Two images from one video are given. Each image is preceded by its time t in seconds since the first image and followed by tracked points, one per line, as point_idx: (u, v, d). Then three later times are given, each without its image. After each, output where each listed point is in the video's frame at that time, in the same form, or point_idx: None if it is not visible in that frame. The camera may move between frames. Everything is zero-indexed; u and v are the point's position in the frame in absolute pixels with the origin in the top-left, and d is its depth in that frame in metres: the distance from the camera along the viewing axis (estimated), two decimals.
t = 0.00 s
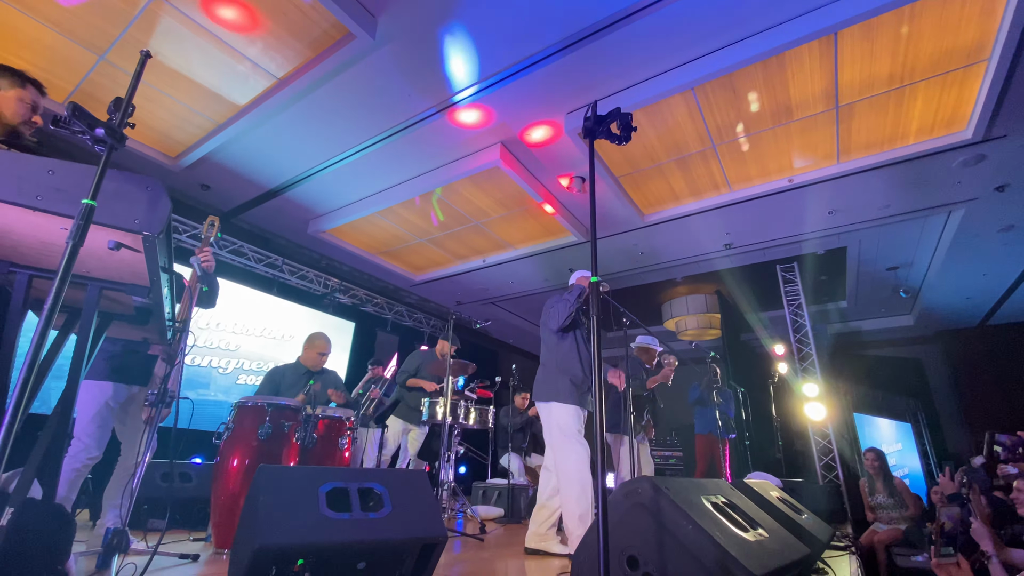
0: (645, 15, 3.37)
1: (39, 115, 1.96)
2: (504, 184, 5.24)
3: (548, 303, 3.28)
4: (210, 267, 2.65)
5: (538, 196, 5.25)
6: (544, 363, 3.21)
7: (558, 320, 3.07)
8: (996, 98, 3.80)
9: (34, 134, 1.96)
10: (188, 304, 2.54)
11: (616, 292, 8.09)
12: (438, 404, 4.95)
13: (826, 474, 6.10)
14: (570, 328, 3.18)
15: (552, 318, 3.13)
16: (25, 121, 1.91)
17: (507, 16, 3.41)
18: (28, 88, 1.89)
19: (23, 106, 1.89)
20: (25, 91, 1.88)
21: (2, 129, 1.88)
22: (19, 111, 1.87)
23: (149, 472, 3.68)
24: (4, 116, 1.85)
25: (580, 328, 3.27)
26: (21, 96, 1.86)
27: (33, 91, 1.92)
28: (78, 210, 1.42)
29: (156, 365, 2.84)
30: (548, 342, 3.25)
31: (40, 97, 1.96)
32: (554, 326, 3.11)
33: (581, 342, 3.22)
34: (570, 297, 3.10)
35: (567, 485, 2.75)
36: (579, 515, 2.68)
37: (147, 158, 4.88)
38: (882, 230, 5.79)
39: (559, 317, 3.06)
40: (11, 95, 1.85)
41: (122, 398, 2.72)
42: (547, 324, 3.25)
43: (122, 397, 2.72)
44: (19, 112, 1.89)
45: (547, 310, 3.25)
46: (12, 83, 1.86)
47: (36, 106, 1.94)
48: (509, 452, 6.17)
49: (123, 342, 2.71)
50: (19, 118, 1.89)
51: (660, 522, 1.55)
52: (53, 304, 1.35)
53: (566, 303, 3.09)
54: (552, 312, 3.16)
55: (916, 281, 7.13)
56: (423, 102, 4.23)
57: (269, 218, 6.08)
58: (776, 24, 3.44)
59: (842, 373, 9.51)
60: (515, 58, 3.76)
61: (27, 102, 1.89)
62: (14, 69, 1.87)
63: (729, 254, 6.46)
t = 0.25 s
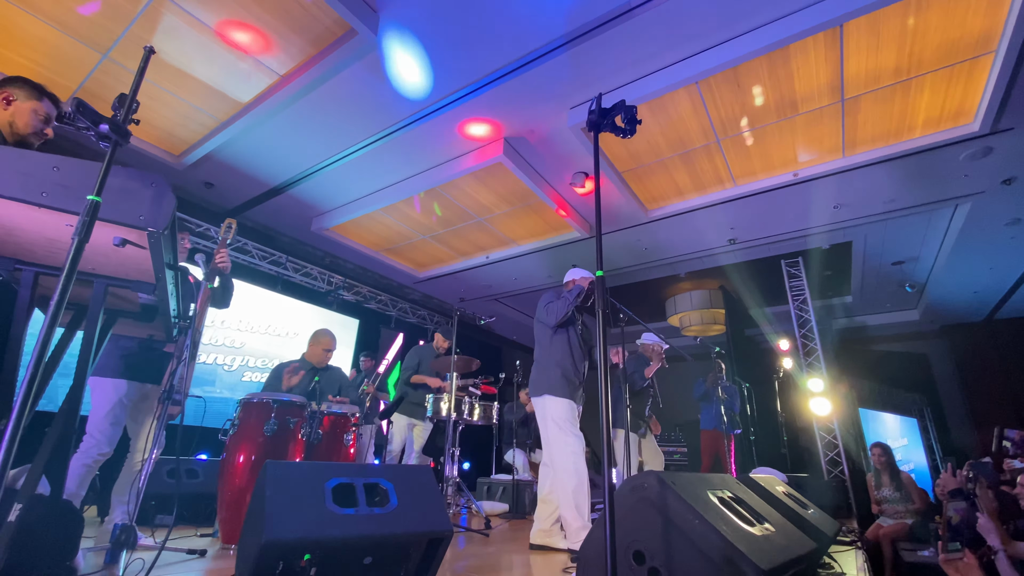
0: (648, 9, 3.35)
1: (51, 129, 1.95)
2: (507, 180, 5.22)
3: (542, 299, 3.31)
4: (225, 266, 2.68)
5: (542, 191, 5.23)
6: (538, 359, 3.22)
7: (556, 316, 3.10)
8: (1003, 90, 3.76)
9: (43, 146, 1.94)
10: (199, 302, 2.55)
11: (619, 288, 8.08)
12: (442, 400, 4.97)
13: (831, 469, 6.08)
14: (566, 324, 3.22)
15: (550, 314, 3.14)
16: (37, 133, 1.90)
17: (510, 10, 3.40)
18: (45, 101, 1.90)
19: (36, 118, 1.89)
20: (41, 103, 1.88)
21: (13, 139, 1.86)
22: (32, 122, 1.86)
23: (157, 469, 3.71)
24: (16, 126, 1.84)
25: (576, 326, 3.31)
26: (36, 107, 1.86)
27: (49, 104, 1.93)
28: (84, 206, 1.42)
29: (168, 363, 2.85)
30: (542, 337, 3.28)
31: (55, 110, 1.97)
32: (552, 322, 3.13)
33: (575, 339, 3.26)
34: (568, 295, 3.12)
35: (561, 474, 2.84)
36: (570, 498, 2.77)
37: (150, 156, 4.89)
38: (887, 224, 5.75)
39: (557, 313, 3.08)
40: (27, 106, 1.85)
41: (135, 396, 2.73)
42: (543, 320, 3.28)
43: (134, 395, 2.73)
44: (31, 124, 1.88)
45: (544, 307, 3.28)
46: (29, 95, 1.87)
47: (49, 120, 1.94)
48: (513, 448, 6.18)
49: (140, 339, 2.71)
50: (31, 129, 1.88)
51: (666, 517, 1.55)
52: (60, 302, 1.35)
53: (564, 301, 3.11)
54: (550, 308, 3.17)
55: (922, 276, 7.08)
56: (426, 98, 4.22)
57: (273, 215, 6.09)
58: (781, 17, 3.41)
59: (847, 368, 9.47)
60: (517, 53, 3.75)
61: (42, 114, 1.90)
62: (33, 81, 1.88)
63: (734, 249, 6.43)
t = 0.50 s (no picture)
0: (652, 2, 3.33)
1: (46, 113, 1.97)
2: (511, 176, 5.20)
3: (542, 296, 3.26)
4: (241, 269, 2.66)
5: (546, 187, 5.21)
6: (538, 356, 3.19)
7: (559, 314, 3.04)
8: (1012, 82, 3.72)
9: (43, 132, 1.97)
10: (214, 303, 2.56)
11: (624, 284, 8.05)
12: (448, 397, 4.99)
13: (837, 465, 6.05)
14: (567, 322, 3.19)
15: (553, 312, 3.09)
16: (36, 119, 1.92)
17: (512, 5, 3.38)
18: (38, 86, 1.90)
19: (32, 103, 1.90)
20: (35, 88, 1.89)
21: (14, 127, 1.89)
22: (30, 108, 1.89)
23: (165, 465, 3.74)
24: (16, 113, 1.87)
25: (576, 324, 3.29)
26: (32, 93, 1.88)
27: (42, 88, 1.93)
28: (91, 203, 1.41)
29: (180, 361, 2.87)
30: (542, 334, 3.26)
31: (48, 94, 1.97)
32: (555, 320, 3.08)
33: (575, 337, 3.24)
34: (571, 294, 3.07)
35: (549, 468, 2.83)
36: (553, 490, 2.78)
37: (155, 155, 4.90)
38: (894, 219, 5.70)
39: (560, 311, 3.03)
40: (22, 93, 1.86)
41: (149, 395, 2.74)
42: (544, 317, 3.24)
43: (148, 393, 2.73)
44: (28, 110, 1.90)
45: (545, 304, 3.23)
46: (22, 80, 1.87)
47: (44, 104, 1.95)
48: (519, 444, 6.19)
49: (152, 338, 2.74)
50: (28, 116, 1.90)
51: (675, 512, 1.54)
52: (68, 299, 1.35)
53: (566, 300, 3.05)
54: (552, 307, 3.11)
55: (929, 270, 7.02)
56: (429, 95, 4.21)
57: (277, 213, 6.09)
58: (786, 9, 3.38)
59: (853, 364, 9.42)
60: (520, 49, 3.74)
61: (37, 100, 1.91)
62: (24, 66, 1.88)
63: (740, 244, 6.39)
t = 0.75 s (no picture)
0: None
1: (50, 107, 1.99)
2: (515, 173, 5.18)
3: (542, 293, 3.22)
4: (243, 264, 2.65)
5: (549, 183, 5.20)
6: (539, 354, 3.17)
7: (562, 313, 3.04)
8: (1020, 74, 3.68)
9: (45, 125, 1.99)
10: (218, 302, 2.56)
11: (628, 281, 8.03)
12: (453, 394, 5.02)
13: (844, 462, 6.03)
14: (568, 320, 3.18)
15: (555, 311, 3.07)
16: (36, 113, 1.94)
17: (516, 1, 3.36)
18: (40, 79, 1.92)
19: (34, 97, 1.92)
20: (37, 83, 1.91)
21: (14, 121, 1.91)
22: (30, 103, 1.90)
23: (173, 463, 3.77)
24: (16, 107, 1.89)
25: (576, 321, 3.27)
26: (32, 88, 1.89)
27: (45, 82, 1.95)
28: (98, 200, 1.42)
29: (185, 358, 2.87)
30: (542, 331, 3.24)
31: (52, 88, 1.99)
32: (557, 318, 3.07)
33: (575, 334, 3.22)
34: (573, 293, 3.06)
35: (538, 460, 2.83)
36: (548, 475, 2.76)
37: (160, 154, 4.92)
38: (901, 213, 5.66)
39: (563, 311, 3.02)
40: (22, 87, 1.88)
41: (154, 391, 2.75)
42: (544, 314, 3.21)
43: (152, 390, 2.75)
44: (30, 104, 1.92)
45: (545, 302, 3.20)
46: (25, 73, 1.89)
47: (47, 99, 1.97)
48: (524, 441, 6.20)
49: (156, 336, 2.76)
50: (30, 110, 1.92)
51: (683, 507, 1.54)
52: (76, 296, 1.35)
53: (569, 299, 3.04)
54: (554, 305, 3.09)
55: (936, 265, 6.97)
56: (431, 92, 4.20)
57: (282, 212, 6.11)
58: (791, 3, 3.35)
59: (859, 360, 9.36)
60: (523, 45, 3.72)
61: (38, 94, 1.92)
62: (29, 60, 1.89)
63: (745, 240, 6.36)
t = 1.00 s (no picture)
0: None
1: (52, 108, 1.99)
2: (518, 171, 5.18)
3: (539, 290, 3.21)
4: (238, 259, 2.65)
5: (553, 181, 5.19)
6: (536, 351, 3.15)
7: (560, 310, 3.06)
8: None
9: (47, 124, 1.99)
10: (214, 297, 2.54)
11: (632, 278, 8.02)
12: (458, 391, 5.06)
13: (850, 459, 6.01)
14: (566, 316, 3.18)
15: (554, 307, 3.09)
16: (39, 113, 1.94)
17: None
18: (45, 79, 1.92)
19: (37, 97, 1.92)
20: (42, 83, 1.91)
21: (17, 120, 1.91)
22: (34, 102, 1.90)
23: (181, 461, 3.79)
24: (19, 107, 1.88)
25: (574, 316, 3.27)
26: (37, 87, 1.90)
27: (50, 82, 1.95)
28: (105, 199, 1.42)
29: (185, 355, 2.88)
30: (539, 327, 3.22)
31: (58, 88, 1.99)
32: (555, 315, 3.09)
33: (573, 329, 3.21)
34: (571, 289, 3.08)
35: (540, 457, 2.84)
36: (551, 473, 2.78)
37: (165, 154, 4.94)
38: (907, 209, 5.61)
39: (561, 307, 3.05)
40: (27, 87, 1.89)
41: (154, 389, 2.76)
42: (542, 310, 3.21)
43: (153, 388, 2.76)
44: (33, 104, 1.92)
45: (542, 298, 3.20)
46: (29, 73, 1.89)
47: (51, 99, 1.97)
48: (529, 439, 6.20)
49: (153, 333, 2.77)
50: (32, 110, 1.92)
51: (690, 505, 1.53)
52: (83, 295, 1.36)
53: (567, 295, 3.07)
54: (552, 302, 3.10)
55: (942, 261, 6.92)
56: (434, 90, 4.19)
57: (286, 211, 6.13)
58: None
59: (865, 357, 9.32)
60: (526, 42, 3.71)
61: (42, 94, 1.93)
62: (36, 60, 1.90)
63: (750, 236, 6.33)
